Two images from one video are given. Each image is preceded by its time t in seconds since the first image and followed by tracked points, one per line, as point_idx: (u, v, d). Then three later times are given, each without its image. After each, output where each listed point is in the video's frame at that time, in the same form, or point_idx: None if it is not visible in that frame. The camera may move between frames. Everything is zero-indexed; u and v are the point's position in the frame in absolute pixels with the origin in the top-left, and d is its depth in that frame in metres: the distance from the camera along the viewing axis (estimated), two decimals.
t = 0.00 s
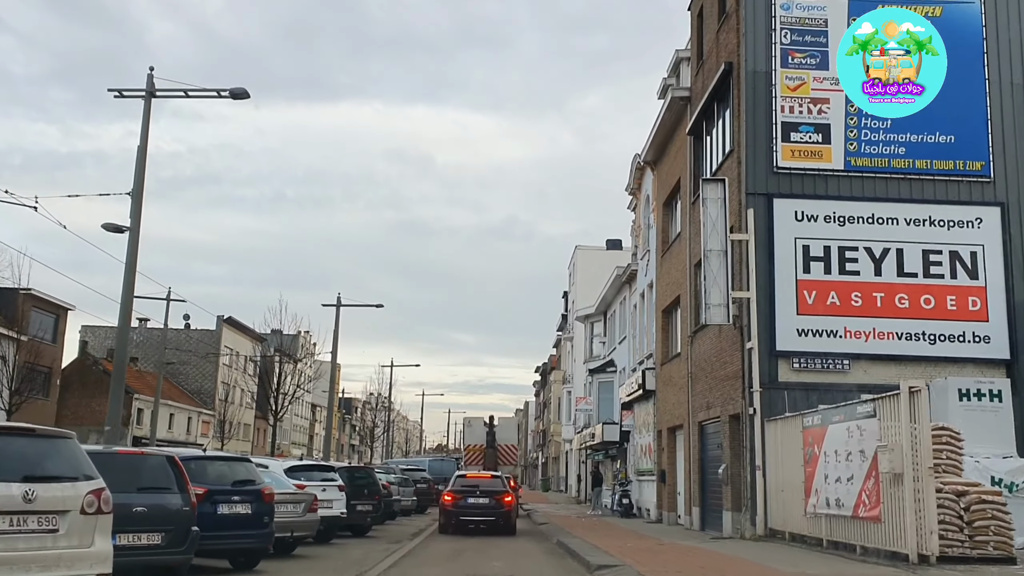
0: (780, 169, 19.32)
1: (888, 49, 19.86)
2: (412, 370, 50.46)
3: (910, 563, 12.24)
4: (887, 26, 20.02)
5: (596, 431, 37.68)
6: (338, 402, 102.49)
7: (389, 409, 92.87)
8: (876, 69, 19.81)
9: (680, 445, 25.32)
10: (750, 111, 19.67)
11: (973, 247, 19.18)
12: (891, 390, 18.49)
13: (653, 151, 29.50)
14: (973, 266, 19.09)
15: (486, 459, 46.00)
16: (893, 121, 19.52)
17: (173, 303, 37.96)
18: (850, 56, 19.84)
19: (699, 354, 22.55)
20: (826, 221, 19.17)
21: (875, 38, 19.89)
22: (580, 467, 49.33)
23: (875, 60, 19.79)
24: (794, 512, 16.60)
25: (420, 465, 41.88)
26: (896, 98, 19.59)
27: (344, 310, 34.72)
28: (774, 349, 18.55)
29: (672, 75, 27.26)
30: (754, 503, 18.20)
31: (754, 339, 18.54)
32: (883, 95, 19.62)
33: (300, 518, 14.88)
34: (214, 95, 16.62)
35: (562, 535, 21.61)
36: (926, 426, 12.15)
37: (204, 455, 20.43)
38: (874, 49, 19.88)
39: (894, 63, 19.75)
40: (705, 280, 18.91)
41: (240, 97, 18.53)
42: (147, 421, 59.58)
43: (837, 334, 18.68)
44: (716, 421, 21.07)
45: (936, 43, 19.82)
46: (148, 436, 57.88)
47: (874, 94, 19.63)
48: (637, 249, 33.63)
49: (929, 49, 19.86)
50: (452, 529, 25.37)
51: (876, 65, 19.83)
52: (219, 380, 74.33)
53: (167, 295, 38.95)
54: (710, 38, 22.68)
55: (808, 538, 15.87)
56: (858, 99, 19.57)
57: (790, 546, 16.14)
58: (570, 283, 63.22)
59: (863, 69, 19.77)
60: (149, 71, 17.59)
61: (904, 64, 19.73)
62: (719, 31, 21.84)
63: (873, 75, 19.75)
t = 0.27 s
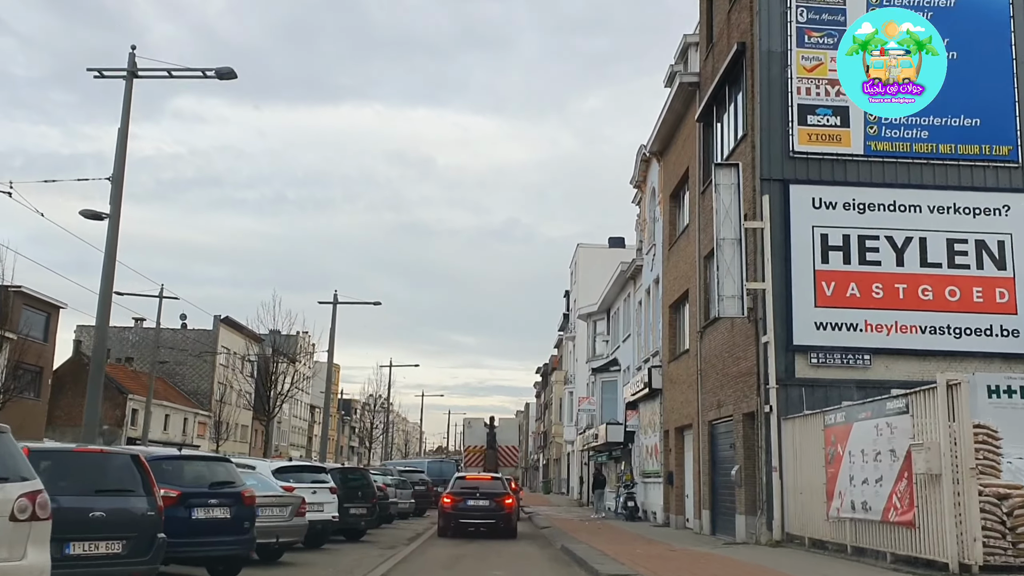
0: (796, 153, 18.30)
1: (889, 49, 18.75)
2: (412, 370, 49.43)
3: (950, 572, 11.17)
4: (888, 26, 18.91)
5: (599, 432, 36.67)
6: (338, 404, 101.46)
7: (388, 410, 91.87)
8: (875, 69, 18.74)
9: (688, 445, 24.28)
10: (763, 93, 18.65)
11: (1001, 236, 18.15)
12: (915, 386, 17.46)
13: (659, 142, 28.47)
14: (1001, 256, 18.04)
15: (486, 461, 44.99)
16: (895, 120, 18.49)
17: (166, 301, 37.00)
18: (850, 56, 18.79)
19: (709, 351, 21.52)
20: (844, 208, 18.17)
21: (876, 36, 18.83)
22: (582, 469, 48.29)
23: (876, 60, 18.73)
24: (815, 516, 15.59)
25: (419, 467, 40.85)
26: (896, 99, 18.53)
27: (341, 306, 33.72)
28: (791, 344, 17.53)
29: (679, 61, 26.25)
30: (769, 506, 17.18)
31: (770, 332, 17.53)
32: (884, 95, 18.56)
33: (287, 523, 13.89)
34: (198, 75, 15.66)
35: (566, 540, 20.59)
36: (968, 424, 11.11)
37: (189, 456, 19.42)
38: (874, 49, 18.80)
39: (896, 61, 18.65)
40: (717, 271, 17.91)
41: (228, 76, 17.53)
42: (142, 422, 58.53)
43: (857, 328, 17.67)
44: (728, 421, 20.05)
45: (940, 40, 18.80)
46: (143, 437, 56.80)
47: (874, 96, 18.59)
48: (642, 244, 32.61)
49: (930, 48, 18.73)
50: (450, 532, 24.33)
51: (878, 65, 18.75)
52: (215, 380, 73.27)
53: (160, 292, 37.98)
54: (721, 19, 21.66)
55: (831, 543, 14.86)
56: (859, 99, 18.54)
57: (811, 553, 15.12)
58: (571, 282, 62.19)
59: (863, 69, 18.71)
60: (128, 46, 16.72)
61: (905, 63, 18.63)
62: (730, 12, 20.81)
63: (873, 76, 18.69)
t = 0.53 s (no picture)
0: (815, 135, 17.33)
1: (889, 49, 17.71)
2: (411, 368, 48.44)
3: None
4: (889, 26, 17.83)
5: (603, 431, 35.73)
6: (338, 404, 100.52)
7: (388, 410, 90.94)
8: (875, 69, 17.69)
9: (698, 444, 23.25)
10: (780, 72, 17.67)
11: None
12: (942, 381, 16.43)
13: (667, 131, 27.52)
14: None
15: (488, 461, 44.06)
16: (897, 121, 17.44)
17: (160, 296, 36.05)
18: (850, 57, 17.73)
19: (722, 345, 20.56)
20: (867, 192, 17.18)
21: (877, 36, 17.77)
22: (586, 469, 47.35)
23: (876, 60, 17.64)
24: (838, 519, 14.59)
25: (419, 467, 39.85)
26: (896, 99, 17.48)
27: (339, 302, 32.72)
28: (810, 336, 16.53)
29: (688, 46, 25.29)
30: (789, 508, 16.16)
31: (788, 324, 16.53)
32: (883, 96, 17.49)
33: (273, 526, 12.89)
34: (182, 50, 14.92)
35: (571, 543, 19.59)
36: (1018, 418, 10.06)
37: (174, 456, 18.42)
38: (874, 49, 17.78)
39: (896, 61, 17.48)
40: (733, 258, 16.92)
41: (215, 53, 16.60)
42: (139, 421, 57.65)
43: (880, 319, 16.66)
44: (742, 418, 19.06)
45: (948, 32, 17.75)
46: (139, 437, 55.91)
47: (872, 97, 17.54)
48: (648, 237, 31.64)
49: (930, 47, 17.66)
50: (451, 534, 23.35)
51: (878, 66, 17.65)
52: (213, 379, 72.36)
53: (155, 287, 37.06)
54: None
55: (858, 548, 13.85)
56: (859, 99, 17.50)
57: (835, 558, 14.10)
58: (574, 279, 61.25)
59: (863, 69, 17.68)
60: (109, 24, 16.20)
61: (906, 63, 17.55)
62: None
63: (872, 77, 17.62)
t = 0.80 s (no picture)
0: (835, 114, 16.39)
1: (888, 49, 16.68)
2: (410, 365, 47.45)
3: None
4: (889, 25, 16.75)
5: (607, 430, 34.76)
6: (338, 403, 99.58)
7: (388, 409, 89.96)
8: (875, 69, 16.64)
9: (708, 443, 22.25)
10: (797, 48, 16.70)
11: None
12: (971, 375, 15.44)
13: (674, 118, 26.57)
14: None
15: (488, 461, 43.10)
16: (897, 122, 16.43)
17: (151, 291, 35.13)
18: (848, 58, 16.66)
19: (733, 339, 19.58)
20: (890, 174, 16.20)
21: (876, 36, 16.69)
22: (588, 469, 46.37)
23: (876, 60, 16.57)
24: (864, 521, 13.60)
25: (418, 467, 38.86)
26: (896, 100, 16.45)
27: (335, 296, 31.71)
28: (831, 326, 15.54)
29: (697, 29, 24.34)
30: (808, 510, 15.15)
31: (807, 313, 15.54)
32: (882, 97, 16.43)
33: (257, 529, 11.95)
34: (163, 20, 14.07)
35: (575, 547, 18.55)
36: None
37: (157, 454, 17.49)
38: (873, 50, 16.73)
39: (896, 61, 16.41)
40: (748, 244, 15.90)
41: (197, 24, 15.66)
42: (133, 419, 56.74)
43: (904, 310, 15.66)
44: (756, 415, 18.08)
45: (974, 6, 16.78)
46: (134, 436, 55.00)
47: (872, 97, 16.48)
48: (653, 230, 30.68)
49: (930, 48, 16.61)
50: (451, 535, 22.40)
51: (878, 66, 16.59)
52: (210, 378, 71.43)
53: (148, 282, 36.15)
54: None
55: (886, 552, 12.85)
56: (858, 101, 16.48)
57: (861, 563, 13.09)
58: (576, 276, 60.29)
59: (863, 69, 16.64)
60: None
61: (908, 63, 16.53)
62: None
63: (872, 78, 16.54)
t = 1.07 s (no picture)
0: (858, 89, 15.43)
1: (888, 49, 15.50)
2: (409, 359, 46.49)
3: None
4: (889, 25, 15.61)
5: (611, 426, 33.81)
6: (337, 400, 98.66)
7: (388, 405, 89.07)
8: (874, 71, 15.49)
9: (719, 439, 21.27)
10: (818, 19, 15.72)
11: None
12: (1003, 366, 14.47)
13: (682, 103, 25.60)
14: None
15: (489, 458, 42.18)
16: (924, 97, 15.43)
17: (143, 282, 34.20)
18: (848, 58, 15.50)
19: (747, 330, 18.62)
20: (916, 153, 15.20)
21: (877, 36, 15.58)
22: (591, 467, 45.46)
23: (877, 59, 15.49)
24: (893, 521, 12.63)
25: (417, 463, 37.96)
26: (897, 101, 15.31)
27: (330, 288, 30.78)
28: (854, 314, 14.57)
29: (707, 8, 23.38)
30: (830, 509, 14.18)
31: (830, 299, 14.59)
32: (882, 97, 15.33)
33: (237, 529, 10.98)
34: None
35: (581, 548, 17.61)
36: None
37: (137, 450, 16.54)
38: (873, 50, 15.55)
39: (897, 60, 15.32)
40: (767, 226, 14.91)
41: None
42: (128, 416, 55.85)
43: (932, 296, 14.69)
44: (772, 409, 17.12)
45: None
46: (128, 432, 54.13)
47: (871, 98, 15.40)
48: (659, 220, 29.72)
49: (930, 48, 15.52)
50: (450, 533, 21.44)
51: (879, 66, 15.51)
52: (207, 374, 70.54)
53: (140, 273, 35.27)
54: None
55: (920, 555, 11.89)
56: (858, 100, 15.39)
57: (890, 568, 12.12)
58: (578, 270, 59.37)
59: (862, 71, 15.51)
60: None
61: (909, 63, 15.42)
62: None
63: (871, 78, 15.46)
